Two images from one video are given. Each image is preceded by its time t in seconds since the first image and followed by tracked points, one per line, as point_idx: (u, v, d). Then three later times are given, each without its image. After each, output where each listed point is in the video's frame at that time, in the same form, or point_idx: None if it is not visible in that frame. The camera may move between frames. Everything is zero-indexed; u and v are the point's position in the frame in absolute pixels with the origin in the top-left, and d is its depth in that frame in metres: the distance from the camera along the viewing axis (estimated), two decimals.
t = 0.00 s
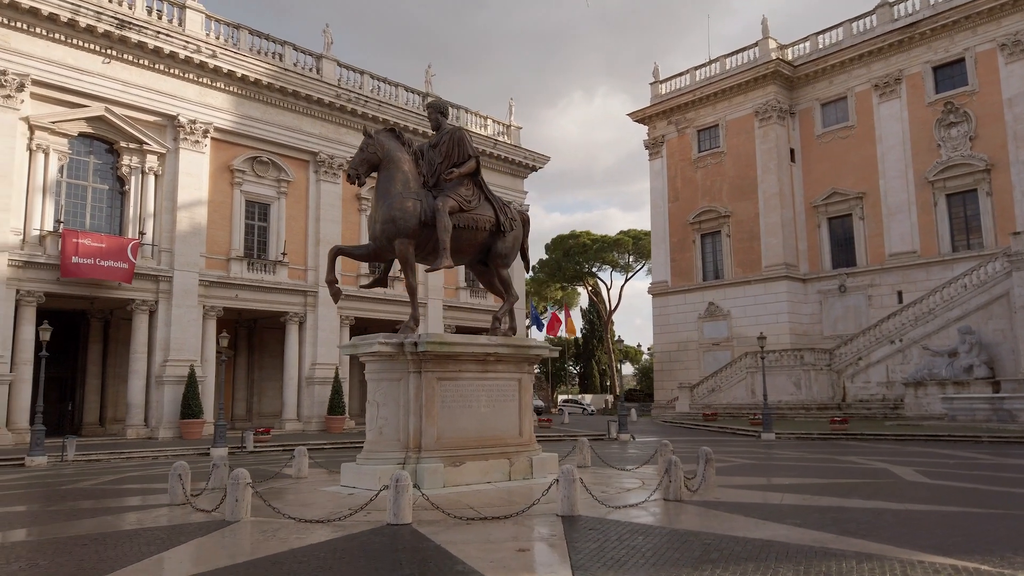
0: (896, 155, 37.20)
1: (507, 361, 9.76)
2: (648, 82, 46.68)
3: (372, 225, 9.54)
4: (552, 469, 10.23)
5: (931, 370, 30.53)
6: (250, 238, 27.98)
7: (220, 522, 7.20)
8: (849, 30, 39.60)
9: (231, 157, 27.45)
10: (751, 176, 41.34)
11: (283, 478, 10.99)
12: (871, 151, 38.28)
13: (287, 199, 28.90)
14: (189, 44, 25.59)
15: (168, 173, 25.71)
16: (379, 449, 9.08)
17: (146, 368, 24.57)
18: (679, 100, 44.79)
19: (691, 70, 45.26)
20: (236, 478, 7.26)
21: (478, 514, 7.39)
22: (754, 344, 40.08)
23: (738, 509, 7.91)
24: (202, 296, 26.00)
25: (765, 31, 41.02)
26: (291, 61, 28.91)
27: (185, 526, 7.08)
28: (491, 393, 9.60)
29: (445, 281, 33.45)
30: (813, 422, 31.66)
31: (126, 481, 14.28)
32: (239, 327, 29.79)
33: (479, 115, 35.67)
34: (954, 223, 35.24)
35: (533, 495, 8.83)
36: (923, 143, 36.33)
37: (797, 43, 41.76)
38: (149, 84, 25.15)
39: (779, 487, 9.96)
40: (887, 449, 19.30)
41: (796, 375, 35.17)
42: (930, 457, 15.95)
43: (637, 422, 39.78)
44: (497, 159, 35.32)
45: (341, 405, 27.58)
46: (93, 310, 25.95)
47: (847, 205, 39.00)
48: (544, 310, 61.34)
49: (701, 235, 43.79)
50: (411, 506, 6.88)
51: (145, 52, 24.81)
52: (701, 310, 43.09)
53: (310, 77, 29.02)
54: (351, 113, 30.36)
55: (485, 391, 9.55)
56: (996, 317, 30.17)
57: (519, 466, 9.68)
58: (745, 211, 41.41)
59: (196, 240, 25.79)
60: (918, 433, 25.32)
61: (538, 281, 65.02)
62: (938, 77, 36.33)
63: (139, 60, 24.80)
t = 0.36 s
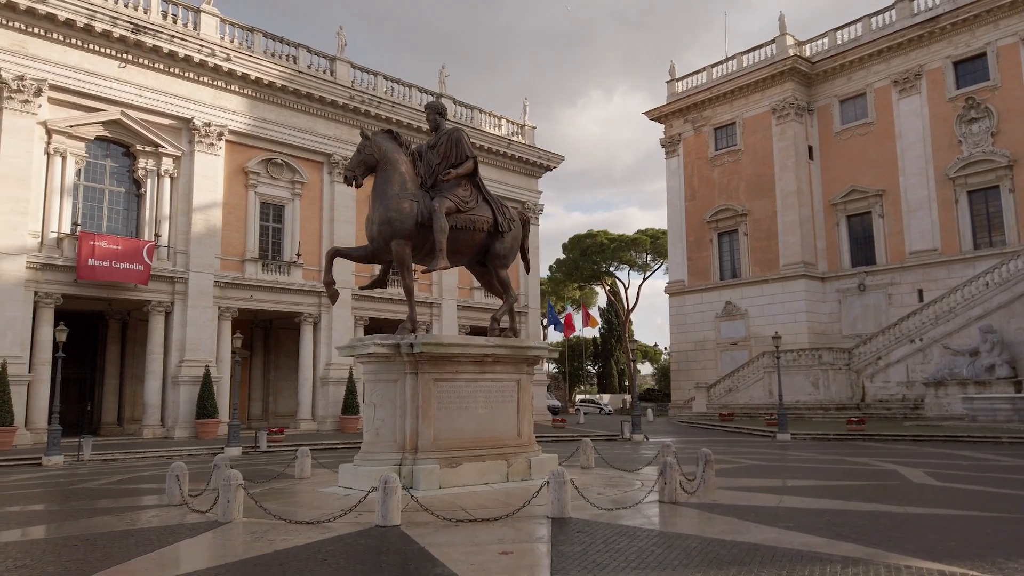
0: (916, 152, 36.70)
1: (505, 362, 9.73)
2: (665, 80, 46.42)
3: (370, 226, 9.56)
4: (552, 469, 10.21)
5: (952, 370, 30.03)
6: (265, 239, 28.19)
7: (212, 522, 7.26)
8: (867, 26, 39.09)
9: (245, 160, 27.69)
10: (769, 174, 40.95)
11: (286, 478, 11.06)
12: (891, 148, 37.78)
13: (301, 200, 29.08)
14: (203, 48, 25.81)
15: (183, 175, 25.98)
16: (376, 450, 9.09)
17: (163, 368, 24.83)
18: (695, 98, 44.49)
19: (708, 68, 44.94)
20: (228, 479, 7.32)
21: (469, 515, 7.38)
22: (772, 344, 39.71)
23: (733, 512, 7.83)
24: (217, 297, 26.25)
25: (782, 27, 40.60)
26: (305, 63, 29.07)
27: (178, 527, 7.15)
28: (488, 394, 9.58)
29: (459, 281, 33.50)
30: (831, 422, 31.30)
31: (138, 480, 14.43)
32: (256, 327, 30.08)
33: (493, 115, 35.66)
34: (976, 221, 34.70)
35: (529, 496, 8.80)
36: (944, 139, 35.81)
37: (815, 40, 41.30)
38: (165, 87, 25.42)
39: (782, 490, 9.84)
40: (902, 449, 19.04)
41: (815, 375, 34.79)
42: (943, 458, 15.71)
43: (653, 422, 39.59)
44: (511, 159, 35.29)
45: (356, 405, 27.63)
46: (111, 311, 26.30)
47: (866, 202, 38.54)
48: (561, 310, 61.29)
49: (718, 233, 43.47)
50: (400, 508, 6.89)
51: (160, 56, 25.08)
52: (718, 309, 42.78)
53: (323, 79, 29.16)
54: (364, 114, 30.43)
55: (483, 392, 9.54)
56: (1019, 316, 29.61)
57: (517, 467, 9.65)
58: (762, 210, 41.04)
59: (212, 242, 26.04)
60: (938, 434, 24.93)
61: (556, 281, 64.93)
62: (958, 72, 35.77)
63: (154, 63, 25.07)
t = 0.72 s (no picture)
0: (936, 149, 36.19)
1: (501, 363, 9.73)
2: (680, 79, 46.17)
3: (366, 228, 9.60)
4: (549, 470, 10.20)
5: (972, 369, 29.53)
6: (279, 241, 28.39)
7: (203, 522, 7.33)
8: (886, 21, 38.61)
9: (259, 162, 27.92)
10: (786, 172, 40.56)
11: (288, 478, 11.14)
12: (910, 145, 37.29)
13: (315, 201, 29.27)
14: (217, 52, 26.06)
15: (198, 178, 26.25)
16: (371, 450, 9.11)
17: (178, 369, 25.10)
18: (711, 96, 44.20)
19: (724, 66, 44.62)
20: (219, 479, 7.40)
21: (457, 515, 7.37)
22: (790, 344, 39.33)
23: (726, 513, 7.75)
24: (232, 299, 26.49)
25: (798, 24, 40.21)
26: (318, 66, 29.26)
27: (170, 527, 7.23)
28: (484, 394, 9.57)
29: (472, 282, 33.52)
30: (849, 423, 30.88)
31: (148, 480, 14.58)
32: (271, 328, 30.33)
33: (507, 115, 35.67)
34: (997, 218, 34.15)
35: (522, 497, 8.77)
36: (964, 135, 35.29)
37: (832, 36, 40.85)
38: (179, 91, 25.71)
39: (782, 491, 9.73)
40: (917, 450, 18.75)
41: (833, 375, 34.37)
42: (957, 460, 15.45)
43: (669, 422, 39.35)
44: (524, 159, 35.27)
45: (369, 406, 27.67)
46: (128, 313, 26.62)
47: (885, 200, 38.06)
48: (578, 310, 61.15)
49: (735, 232, 43.13)
50: (386, 508, 6.91)
51: (174, 60, 25.35)
52: (735, 309, 42.45)
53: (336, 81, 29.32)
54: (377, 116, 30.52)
55: (478, 392, 9.54)
56: None
57: (514, 468, 9.63)
58: (780, 208, 40.65)
59: (226, 244, 26.29)
60: (956, 435, 24.53)
61: (573, 281, 64.87)
62: (979, 67, 35.21)
63: (169, 68, 25.36)
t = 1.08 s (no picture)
0: (956, 145, 35.65)
1: (498, 363, 9.72)
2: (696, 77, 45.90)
3: (362, 228, 9.64)
4: (548, 469, 10.18)
5: (994, 369, 28.99)
6: (293, 242, 28.57)
7: (195, 521, 7.38)
8: (904, 16, 38.10)
9: (273, 164, 28.14)
10: (804, 169, 40.15)
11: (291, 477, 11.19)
12: (930, 141, 36.77)
13: (328, 202, 29.43)
14: (230, 55, 26.29)
15: (212, 180, 26.50)
16: (367, 450, 9.14)
17: (193, 369, 25.34)
18: (728, 94, 43.86)
19: (740, 63, 44.28)
20: (211, 478, 7.44)
21: (447, 515, 7.36)
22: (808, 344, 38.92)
23: (720, 513, 7.67)
24: (246, 300, 26.72)
25: (815, 20, 39.80)
26: (331, 68, 29.43)
27: (163, 526, 7.28)
28: (481, 394, 9.57)
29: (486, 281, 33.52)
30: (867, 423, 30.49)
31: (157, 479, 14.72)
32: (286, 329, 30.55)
33: (520, 115, 35.66)
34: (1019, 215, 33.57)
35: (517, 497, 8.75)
36: (985, 131, 34.73)
37: (850, 32, 40.39)
38: (194, 94, 25.98)
39: (782, 493, 9.64)
40: (933, 451, 18.47)
41: (851, 375, 33.95)
42: (971, 461, 15.18)
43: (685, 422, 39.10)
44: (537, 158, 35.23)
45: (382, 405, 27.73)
46: (145, 313, 26.92)
47: (904, 197, 37.57)
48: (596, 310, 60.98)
49: (752, 231, 42.77)
50: (374, 508, 6.91)
51: (188, 64, 25.61)
52: (752, 309, 42.09)
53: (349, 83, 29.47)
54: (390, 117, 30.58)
55: (476, 392, 9.53)
56: None
57: (511, 467, 9.60)
58: (797, 206, 40.24)
59: (240, 245, 26.51)
60: (975, 436, 24.10)
61: (591, 281, 64.74)
62: (1000, 61, 34.62)
63: (183, 71, 25.63)
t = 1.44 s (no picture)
0: (977, 140, 35.08)
1: (495, 362, 9.72)
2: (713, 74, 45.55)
3: (359, 228, 9.66)
4: (546, 469, 10.15)
5: (1015, 368, 28.44)
6: (307, 243, 28.73)
7: (188, 519, 7.44)
8: (924, 10, 37.55)
9: (286, 165, 28.34)
10: (821, 166, 39.70)
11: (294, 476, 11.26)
12: (950, 137, 36.20)
13: (341, 203, 29.56)
14: (244, 57, 26.50)
15: (227, 181, 26.74)
16: (364, 449, 9.16)
17: (208, 369, 25.59)
18: (744, 91, 43.51)
19: (757, 60, 43.90)
20: (203, 478, 7.51)
21: (437, 514, 7.37)
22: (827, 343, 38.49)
23: (712, 514, 7.61)
24: (260, 300, 26.93)
25: (833, 15, 39.33)
26: (344, 69, 29.57)
27: (156, 525, 7.37)
28: (477, 393, 9.56)
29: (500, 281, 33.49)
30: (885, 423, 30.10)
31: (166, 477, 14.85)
32: (302, 329, 30.76)
33: (534, 114, 35.60)
34: None
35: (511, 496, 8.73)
36: (1007, 126, 34.16)
37: (869, 27, 39.87)
38: (208, 96, 26.23)
39: (782, 495, 9.52)
40: (949, 451, 18.19)
41: (869, 375, 33.49)
42: (985, 461, 14.91)
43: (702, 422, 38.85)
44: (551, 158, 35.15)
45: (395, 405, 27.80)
46: (161, 314, 27.23)
47: (924, 194, 37.04)
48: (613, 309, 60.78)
49: (769, 229, 42.38)
50: (362, 507, 6.93)
51: (203, 67, 25.87)
52: (770, 307, 41.72)
53: (362, 84, 29.58)
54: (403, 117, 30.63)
55: (472, 391, 9.53)
56: None
57: (507, 467, 9.59)
58: (815, 203, 39.81)
59: (254, 245, 26.73)
60: (996, 436, 23.67)
61: (608, 280, 64.49)
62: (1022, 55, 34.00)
63: (197, 74, 25.89)
